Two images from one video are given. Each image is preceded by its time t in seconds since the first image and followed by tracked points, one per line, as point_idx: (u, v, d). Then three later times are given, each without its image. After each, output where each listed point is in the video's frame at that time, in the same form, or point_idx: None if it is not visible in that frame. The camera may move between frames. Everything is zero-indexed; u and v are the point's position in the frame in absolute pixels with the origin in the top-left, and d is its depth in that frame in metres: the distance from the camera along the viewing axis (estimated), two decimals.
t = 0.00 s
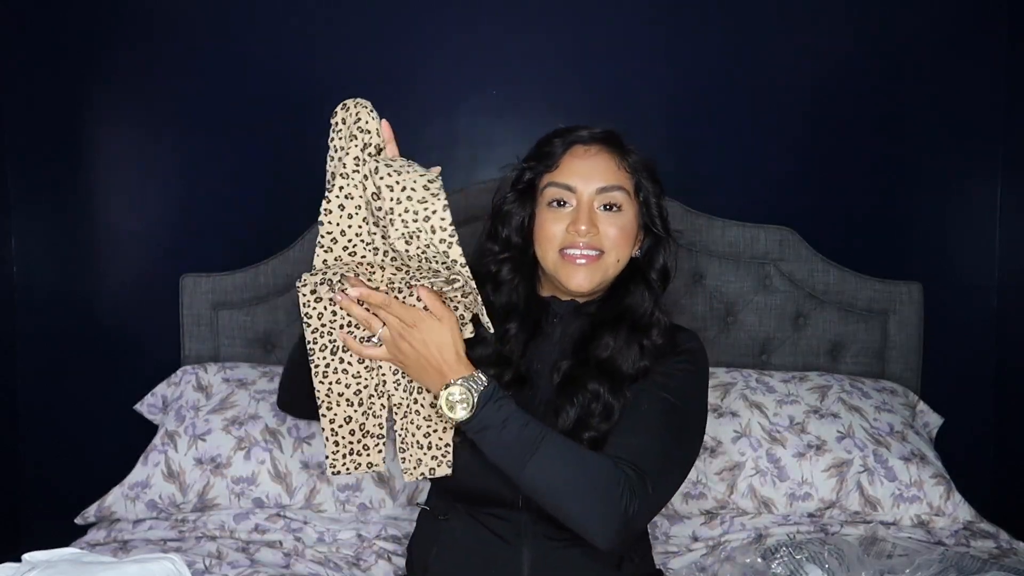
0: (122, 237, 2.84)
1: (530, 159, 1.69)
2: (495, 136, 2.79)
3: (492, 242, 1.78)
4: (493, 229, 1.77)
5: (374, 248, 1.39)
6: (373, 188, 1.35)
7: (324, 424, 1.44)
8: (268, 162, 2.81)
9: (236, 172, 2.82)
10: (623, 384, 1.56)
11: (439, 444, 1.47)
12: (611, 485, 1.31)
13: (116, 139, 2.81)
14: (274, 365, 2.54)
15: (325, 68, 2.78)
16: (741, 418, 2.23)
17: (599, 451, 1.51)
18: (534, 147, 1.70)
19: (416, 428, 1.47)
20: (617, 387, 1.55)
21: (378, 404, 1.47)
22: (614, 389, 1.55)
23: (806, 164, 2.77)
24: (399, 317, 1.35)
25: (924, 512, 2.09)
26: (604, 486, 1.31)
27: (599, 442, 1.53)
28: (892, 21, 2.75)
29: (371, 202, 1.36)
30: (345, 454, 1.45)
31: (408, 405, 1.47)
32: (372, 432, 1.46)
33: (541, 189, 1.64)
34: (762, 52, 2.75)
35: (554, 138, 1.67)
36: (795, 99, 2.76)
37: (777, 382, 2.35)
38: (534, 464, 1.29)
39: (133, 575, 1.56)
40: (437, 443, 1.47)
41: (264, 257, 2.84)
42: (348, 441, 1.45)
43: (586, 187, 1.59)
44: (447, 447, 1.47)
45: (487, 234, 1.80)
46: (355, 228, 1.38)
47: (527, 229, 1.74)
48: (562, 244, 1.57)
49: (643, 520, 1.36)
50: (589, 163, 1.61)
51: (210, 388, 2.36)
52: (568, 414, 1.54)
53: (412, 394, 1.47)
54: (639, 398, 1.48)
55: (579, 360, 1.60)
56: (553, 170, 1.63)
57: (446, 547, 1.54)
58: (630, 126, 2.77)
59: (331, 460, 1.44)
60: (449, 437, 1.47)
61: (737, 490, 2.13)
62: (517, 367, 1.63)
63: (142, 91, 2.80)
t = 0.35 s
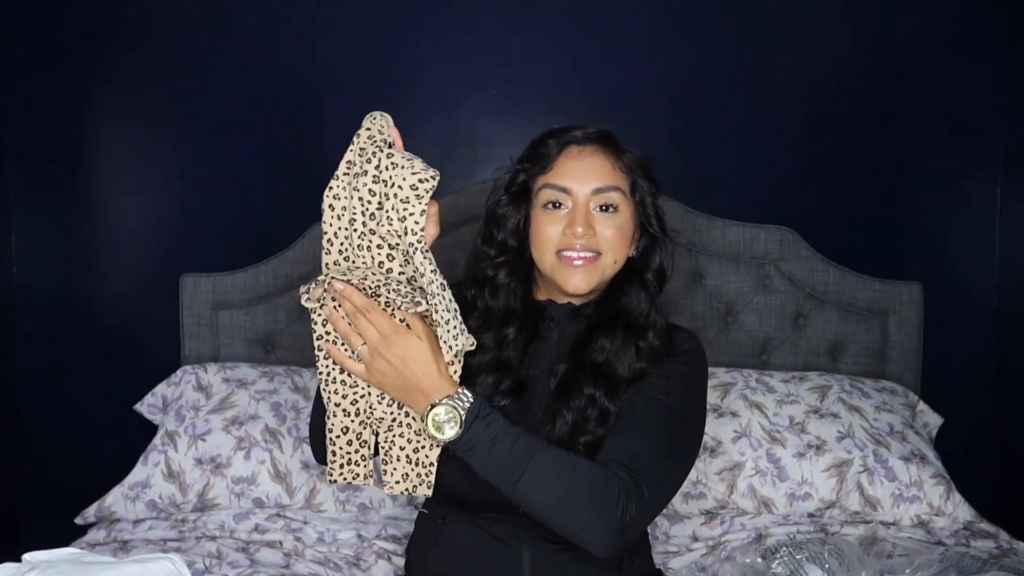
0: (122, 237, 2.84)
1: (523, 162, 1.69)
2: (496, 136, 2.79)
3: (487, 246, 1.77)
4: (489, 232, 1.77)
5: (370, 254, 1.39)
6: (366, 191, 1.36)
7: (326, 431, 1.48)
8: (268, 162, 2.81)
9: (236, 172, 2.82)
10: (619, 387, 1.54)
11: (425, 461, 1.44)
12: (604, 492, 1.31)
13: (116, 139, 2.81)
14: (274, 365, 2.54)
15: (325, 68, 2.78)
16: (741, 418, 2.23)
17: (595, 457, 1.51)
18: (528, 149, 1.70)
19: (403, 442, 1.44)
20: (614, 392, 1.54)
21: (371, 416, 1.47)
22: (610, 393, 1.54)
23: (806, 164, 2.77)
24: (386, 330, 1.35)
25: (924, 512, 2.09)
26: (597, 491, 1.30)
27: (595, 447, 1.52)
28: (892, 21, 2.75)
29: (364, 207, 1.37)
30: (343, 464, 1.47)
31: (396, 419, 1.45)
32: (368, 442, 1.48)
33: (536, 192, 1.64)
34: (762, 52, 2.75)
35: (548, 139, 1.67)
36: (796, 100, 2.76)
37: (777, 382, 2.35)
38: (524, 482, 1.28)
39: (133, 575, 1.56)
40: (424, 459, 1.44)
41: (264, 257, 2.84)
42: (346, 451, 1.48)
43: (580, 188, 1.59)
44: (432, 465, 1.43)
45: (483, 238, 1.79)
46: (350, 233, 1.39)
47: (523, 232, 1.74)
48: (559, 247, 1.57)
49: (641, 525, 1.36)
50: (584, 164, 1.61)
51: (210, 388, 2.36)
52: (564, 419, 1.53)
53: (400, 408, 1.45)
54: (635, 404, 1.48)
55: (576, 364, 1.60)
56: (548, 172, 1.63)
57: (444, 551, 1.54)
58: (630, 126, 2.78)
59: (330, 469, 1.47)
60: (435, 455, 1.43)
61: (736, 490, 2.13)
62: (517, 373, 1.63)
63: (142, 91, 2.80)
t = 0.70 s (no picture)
0: (122, 237, 2.84)
1: (529, 165, 1.68)
2: (496, 136, 2.79)
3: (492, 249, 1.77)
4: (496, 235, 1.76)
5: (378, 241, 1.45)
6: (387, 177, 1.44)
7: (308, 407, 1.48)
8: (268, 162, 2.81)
9: (235, 172, 2.82)
10: (619, 389, 1.55)
11: (421, 434, 1.48)
12: (597, 491, 1.29)
13: (116, 139, 2.81)
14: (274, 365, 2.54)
15: (325, 68, 2.78)
16: (741, 418, 2.23)
17: (592, 457, 1.51)
18: (534, 152, 1.69)
19: (399, 420, 1.48)
20: (613, 393, 1.54)
21: (360, 393, 1.49)
22: (609, 394, 1.54)
23: (805, 165, 2.77)
24: (390, 317, 1.38)
25: (924, 512, 2.09)
26: (591, 489, 1.28)
27: (593, 448, 1.52)
28: (892, 21, 2.75)
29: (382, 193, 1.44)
30: (323, 439, 1.48)
31: (390, 398, 1.48)
32: (352, 420, 1.49)
33: (542, 195, 1.63)
34: (762, 52, 2.75)
35: (554, 142, 1.66)
36: (796, 100, 2.76)
37: (777, 382, 2.35)
38: (519, 474, 1.27)
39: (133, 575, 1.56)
40: (421, 435, 1.48)
41: (264, 257, 2.84)
42: (328, 427, 1.48)
43: (587, 193, 1.58)
44: (431, 439, 1.48)
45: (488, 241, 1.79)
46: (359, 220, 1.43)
47: (529, 235, 1.72)
48: (565, 252, 1.57)
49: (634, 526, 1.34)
50: (591, 168, 1.60)
51: (210, 388, 2.36)
52: (564, 420, 1.53)
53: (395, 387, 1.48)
54: (635, 403, 1.47)
55: (578, 366, 1.60)
56: (554, 175, 1.62)
57: (445, 551, 1.54)
58: (630, 126, 2.78)
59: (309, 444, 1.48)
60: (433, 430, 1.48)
61: (736, 490, 2.13)
62: (521, 376, 1.64)
63: (142, 91, 2.80)
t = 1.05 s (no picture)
0: (122, 237, 2.84)
1: (533, 166, 1.69)
2: (496, 136, 2.79)
3: (497, 249, 1.79)
4: (501, 236, 1.78)
5: (365, 223, 1.45)
6: (365, 156, 1.44)
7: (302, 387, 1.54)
8: (268, 162, 2.81)
9: (235, 172, 2.82)
10: (613, 386, 1.56)
11: (415, 422, 1.52)
12: (582, 487, 1.26)
13: (116, 139, 2.81)
14: (274, 365, 2.54)
15: (325, 68, 2.78)
16: (741, 418, 2.23)
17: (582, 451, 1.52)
18: (538, 153, 1.69)
19: (391, 407, 1.52)
20: (605, 390, 1.56)
21: (351, 378, 1.53)
22: (602, 390, 1.56)
23: (806, 165, 2.77)
24: (379, 301, 1.38)
25: (924, 512, 2.09)
26: (576, 483, 1.25)
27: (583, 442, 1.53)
28: (892, 21, 2.75)
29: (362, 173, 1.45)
30: (315, 420, 1.53)
31: (382, 386, 1.51)
32: (343, 403, 1.53)
33: (545, 196, 1.64)
34: (763, 52, 2.75)
35: (558, 142, 1.66)
36: (796, 99, 2.76)
37: (777, 382, 2.35)
38: (499, 463, 1.25)
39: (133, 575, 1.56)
40: (413, 421, 1.52)
41: (264, 256, 2.84)
42: (319, 408, 1.53)
43: (590, 194, 1.58)
44: (423, 425, 1.52)
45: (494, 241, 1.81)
46: (341, 204, 1.45)
47: (532, 236, 1.74)
48: (567, 252, 1.57)
49: (620, 518, 1.32)
50: (593, 169, 1.59)
51: (210, 388, 2.36)
52: (558, 415, 1.54)
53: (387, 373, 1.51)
54: (628, 398, 1.45)
55: (575, 364, 1.60)
56: (557, 176, 1.62)
57: (446, 547, 1.54)
58: (630, 126, 2.78)
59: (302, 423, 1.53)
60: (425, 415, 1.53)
61: (736, 490, 2.13)
62: (522, 373, 1.64)
63: (142, 91, 2.80)
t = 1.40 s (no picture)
0: (122, 237, 2.84)
1: (528, 166, 1.69)
2: (496, 136, 2.79)
3: (493, 249, 1.78)
4: (496, 235, 1.77)
5: (350, 227, 1.44)
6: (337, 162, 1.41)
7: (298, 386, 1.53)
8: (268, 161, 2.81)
9: (235, 172, 2.82)
10: (610, 383, 1.57)
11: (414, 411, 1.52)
12: (580, 479, 1.24)
13: (116, 139, 2.81)
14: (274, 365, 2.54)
15: (325, 68, 2.78)
16: (741, 418, 2.23)
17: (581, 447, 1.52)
18: (533, 152, 1.69)
19: (390, 399, 1.51)
20: (604, 386, 1.56)
21: (348, 374, 1.53)
22: (601, 386, 1.56)
23: (806, 164, 2.77)
24: (375, 302, 1.40)
25: (924, 512, 2.09)
26: (574, 478, 1.24)
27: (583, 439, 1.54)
28: (892, 21, 2.75)
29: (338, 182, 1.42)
30: (315, 417, 1.53)
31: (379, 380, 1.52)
32: (341, 400, 1.53)
33: (539, 196, 1.64)
34: (763, 52, 2.75)
35: (550, 142, 1.66)
36: (796, 99, 2.76)
37: (777, 383, 2.35)
38: (497, 459, 1.25)
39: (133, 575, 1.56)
40: (412, 411, 1.52)
41: (264, 257, 2.84)
42: (318, 406, 1.53)
43: (583, 193, 1.57)
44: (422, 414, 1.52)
45: (490, 241, 1.80)
46: (323, 212, 1.43)
47: (528, 236, 1.74)
48: (562, 253, 1.57)
49: (620, 514, 1.30)
50: (586, 168, 1.59)
51: (209, 388, 2.36)
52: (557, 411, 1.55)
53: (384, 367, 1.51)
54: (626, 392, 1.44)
55: (574, 361, 1.60)
56: (550, 177, 1.62)
57: (447, 547, 1.54)
58: (630, 126, 2.78)
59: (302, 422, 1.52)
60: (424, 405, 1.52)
61: (736, 490, 2.13)
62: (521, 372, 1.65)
63: (142, 91, 2.80)
